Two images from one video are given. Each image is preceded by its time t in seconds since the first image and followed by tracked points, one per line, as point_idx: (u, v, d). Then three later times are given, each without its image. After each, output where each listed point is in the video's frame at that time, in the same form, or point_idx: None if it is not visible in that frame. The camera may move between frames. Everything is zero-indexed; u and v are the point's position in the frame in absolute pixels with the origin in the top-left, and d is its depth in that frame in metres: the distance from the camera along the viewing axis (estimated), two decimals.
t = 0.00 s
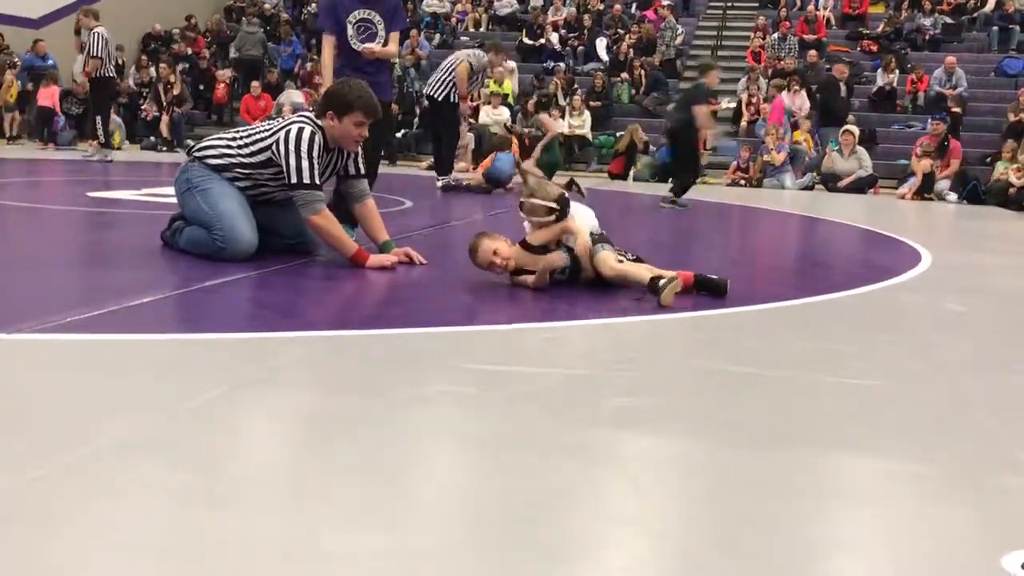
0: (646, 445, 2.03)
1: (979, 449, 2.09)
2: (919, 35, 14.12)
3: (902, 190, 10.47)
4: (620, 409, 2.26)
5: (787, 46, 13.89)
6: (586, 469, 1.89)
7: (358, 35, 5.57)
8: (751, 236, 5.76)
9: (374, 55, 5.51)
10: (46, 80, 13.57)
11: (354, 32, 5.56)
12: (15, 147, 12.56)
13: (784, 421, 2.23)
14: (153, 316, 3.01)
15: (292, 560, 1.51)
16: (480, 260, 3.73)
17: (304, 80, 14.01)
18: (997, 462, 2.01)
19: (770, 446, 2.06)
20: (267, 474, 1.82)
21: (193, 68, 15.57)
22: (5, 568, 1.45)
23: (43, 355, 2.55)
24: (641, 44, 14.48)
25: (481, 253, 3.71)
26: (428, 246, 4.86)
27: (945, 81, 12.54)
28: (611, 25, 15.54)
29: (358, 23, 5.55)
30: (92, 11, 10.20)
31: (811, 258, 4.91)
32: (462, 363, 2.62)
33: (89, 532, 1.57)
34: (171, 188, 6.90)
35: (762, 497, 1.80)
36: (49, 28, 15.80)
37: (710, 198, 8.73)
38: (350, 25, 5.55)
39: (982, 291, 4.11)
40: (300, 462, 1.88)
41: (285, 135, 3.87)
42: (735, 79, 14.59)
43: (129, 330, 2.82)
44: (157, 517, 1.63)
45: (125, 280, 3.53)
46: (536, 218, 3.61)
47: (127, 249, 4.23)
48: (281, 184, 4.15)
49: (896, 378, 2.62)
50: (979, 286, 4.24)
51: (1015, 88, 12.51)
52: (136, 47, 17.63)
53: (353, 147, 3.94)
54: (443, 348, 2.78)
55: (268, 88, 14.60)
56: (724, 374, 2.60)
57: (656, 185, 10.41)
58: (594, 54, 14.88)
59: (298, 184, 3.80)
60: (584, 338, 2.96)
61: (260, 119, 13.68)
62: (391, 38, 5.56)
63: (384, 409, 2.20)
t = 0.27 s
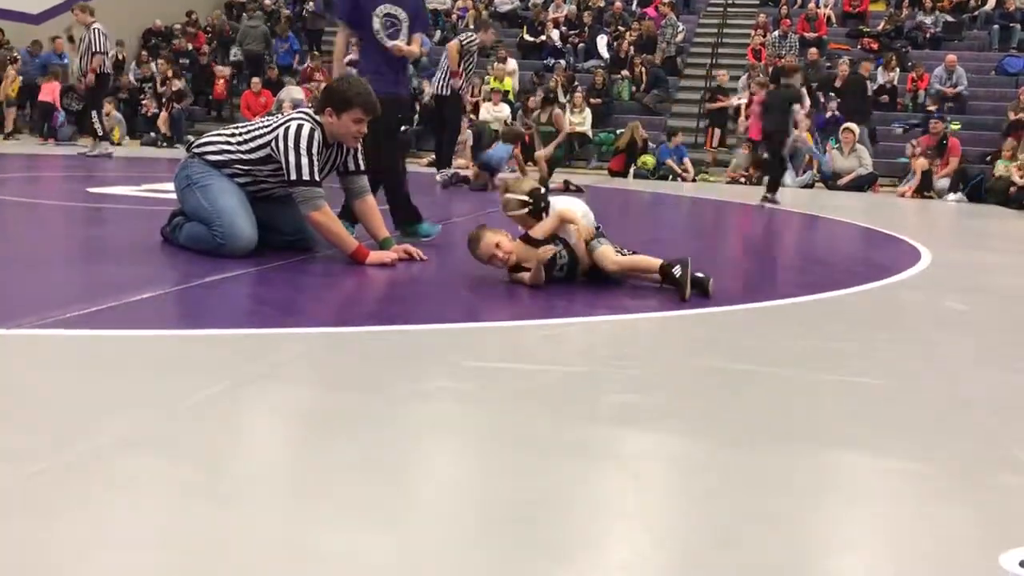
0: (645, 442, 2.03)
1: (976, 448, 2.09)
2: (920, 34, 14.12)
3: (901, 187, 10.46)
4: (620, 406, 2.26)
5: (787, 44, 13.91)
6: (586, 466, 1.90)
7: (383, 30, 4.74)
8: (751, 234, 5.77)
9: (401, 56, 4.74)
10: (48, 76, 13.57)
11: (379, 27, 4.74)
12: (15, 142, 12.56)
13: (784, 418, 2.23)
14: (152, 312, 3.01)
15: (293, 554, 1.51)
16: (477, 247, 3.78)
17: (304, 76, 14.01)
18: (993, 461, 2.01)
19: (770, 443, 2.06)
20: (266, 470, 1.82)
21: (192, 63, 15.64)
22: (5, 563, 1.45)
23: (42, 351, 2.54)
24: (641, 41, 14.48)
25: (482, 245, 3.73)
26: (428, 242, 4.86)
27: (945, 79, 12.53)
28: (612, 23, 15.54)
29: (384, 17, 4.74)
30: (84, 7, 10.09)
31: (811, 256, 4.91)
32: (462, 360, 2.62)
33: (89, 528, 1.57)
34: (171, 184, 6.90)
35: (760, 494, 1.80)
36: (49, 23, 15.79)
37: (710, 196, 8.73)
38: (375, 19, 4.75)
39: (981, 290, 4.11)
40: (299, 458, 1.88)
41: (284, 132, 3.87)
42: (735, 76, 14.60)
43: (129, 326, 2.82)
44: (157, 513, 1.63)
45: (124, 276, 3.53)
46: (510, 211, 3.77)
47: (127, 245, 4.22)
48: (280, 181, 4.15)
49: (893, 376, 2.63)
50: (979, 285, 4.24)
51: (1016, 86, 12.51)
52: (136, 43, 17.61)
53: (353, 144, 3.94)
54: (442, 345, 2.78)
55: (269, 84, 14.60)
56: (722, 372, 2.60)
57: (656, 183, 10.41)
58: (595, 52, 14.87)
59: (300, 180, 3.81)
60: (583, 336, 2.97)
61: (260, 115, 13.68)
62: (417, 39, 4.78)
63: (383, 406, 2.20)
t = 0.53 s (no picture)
0: (644, 438, 2.03)
1: (974, 445, 2.09)
2: (922, 32, 14.11)
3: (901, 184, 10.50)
4: (619, 403, 2.26)
5: (790, 42, 13.87)
6: (586, 463, 1.89)
7: (427, 27, 4.78)
8: (751, 232, 5.77)
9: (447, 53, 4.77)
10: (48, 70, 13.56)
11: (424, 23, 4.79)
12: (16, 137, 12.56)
13: (784, 416, 2.22)
14: (151, 307, 3.01)
15: (291, 549, 1.51)
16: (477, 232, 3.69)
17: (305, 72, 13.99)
18: (990, 458, 2.01)
19: (770, 441, 2.06)
20: (265, 464, 1.82)
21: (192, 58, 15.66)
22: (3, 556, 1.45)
23: (41, 345, 2.54)
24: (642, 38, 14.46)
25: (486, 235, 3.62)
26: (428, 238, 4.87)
27: (947, 77, 12.54)
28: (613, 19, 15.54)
29: (428, 12, 4.80)
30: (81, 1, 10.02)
31: (811, 254, 4.91)
32: (462, 356, 2.61)
33: (87, 521, 1.57)
34: (171, 179, 6.90)
35: (759, 491, 1.80)
36: (49, 18, 15.77)
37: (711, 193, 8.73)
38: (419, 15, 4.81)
39: (981, 287, 4.11)
40: (299, 452, 1.88)
41: (290, 106, 3.82)
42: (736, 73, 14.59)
43: (129, 321, 2.82)
44: (156, 508, 1.62)
45: (124, 270, 3.53)
46: (497, 218, 3.93)
47: (127, 239, 4.22)
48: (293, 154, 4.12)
49: (891, 373, 2.63)
50: (979, 283, 4.24)
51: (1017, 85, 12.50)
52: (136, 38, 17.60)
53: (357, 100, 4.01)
54: (441, 340, 2.78)
55: (270, 80, 14.60)
56: (721, 368, 2.60)
57: (656, 180, 10.41)
58: (596, 48, 14.87)
59: (311, 154, 3.76)
60: (582, 331, 2.97)
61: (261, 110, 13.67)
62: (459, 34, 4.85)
63: (383, 401, 2.20)
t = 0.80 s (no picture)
0: (643, 435, 2.03)
1: (973, 442, 2.09)
2: (925, 30, 14.00)
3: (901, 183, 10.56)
4: (619, 399, 2.25)
5: (791, 40, 13.85)
6: (587, 459, 1.89)
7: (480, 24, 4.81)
8: (752, 230, 5.76)
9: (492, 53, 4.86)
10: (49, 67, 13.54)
11: (477, 20, 4.80)
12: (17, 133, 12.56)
13: (785, 412, 2.22)
14: (151, 302, 3.01)
15: (290, 547, 1.50)
16: (499, 247, 3.69)
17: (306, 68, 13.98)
18: (989, 455, 2.01)
19: (768, 437, 2.06)
20: (263, 460, 1.82)
21: (194, 54, 15.67)
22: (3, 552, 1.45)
23: (41, 340, 2.54)
24: (645, 35, 14.43)
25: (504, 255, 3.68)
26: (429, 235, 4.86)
27: (949, 75, 12.52)
28: (615, 17, 15.54)
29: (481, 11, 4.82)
30: None
31: (812, 251, 4.90)
32: (463, 352, 2.61)
33: (83, 515, 1.57)
34: (172, 175, 6.90)
35: (759, 488, 1.79)
36: (50, 15, 15.77)
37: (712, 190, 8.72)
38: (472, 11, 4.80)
39: (982, 285, 4.10)
40: (298, 448, 1.88)
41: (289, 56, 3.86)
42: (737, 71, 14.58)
43: (129, 316, 2.82)
44: (152, 504, 1.62)
45: (124, 266, 3.53)
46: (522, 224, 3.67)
47: (129, 235, 4.22)
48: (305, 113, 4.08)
49: (891, 370, 2.62)
50: (980, 280, 4.23)
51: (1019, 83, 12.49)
52: (138, 34, 17.60)
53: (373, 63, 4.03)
54: (441, 336, 2.77)
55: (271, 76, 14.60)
56: (720, 364, 2.60)
57: (657, 177, 10.40)
58: (597, 46, 14.87)
59: (279, 96, 3.76)
60: (582, 328, 2.96)
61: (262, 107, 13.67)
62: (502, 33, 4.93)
63: (382, 397, 2.20)
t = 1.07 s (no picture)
0: (644, 432, 2.03)
1: (971, 439, 2.09)
2: (924, 28, 14.03)
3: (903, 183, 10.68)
4: (619, 397, 2.26)
5: (790, 37, 13.86)
6: (586, 457, 1.89)
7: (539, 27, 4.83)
8: (752, 228, 5.77)
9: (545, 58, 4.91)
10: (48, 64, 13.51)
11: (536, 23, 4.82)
12: (17, 130, 12.56)
13: (783, 410, 2.23)
14: (152, 299, 3.01)
15: (289, 544, 1.51)
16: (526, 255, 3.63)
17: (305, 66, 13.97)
18: (989, 453, 2.01)
19: (766, 434, 2.07)
20: (266, 458, 1.82)
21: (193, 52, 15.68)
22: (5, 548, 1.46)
23: (42, 336, 2.54)
24: (644, 33, 14.43)
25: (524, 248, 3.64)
26: (429, 232, 4.85)
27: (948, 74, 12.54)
28: (614, 15, 15.54)
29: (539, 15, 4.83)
30: None
31: (812, 250, 4.91)
32: (462, 349, 2.62)
33: (84, 513, 1.57)
34: (172, 172, 6.90)
35: (760, 486, 1.80)
36: (50, 12, 15.76)
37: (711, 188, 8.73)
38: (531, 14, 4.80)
39: (981, 283, 4.11)
40: (300, 446, 1.88)
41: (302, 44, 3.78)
42: (737, 69, 14.59)
43: (129, 313, 2.82)
44: (152, 501, 1.62)
45: (124, 264, 3.53)
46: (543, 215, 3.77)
47: (129, 232, 4.23)
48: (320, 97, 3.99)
49: (891, 368, 2.63)
50: (979, 278, 4.24)
51: (1019, 81, 12.50)
52: (138, 31, 17.61)
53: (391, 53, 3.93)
54: (442, 333, 2.78)
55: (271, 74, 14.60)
56: (719, 362, 2.61)
57: (657, 175, 10.40)
58: (597, 44, 14.88)
59: (291, 89, 3.68)
60: (582, 325, 2.97)
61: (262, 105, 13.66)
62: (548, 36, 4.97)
63: (384, 394, 2.20)
